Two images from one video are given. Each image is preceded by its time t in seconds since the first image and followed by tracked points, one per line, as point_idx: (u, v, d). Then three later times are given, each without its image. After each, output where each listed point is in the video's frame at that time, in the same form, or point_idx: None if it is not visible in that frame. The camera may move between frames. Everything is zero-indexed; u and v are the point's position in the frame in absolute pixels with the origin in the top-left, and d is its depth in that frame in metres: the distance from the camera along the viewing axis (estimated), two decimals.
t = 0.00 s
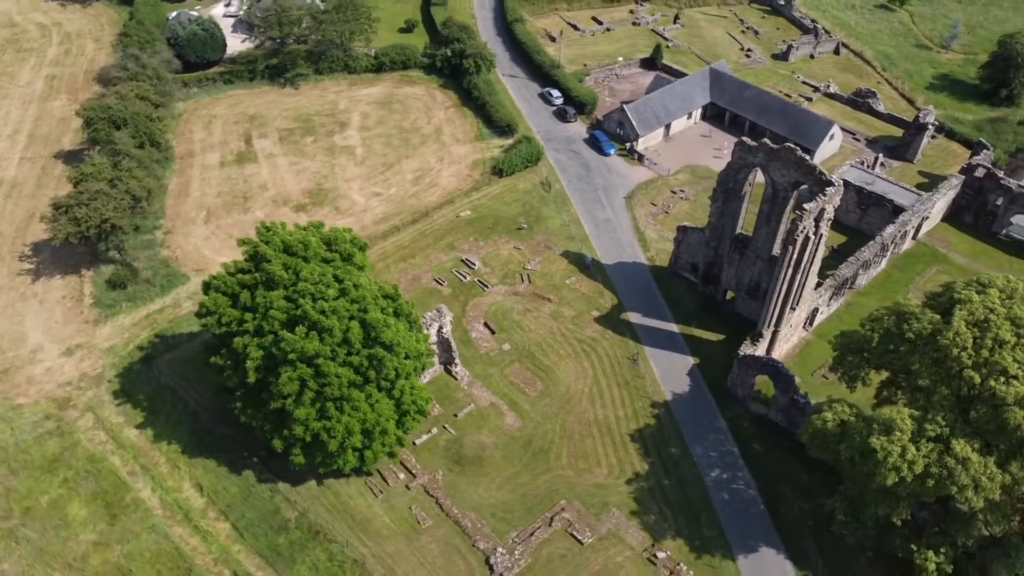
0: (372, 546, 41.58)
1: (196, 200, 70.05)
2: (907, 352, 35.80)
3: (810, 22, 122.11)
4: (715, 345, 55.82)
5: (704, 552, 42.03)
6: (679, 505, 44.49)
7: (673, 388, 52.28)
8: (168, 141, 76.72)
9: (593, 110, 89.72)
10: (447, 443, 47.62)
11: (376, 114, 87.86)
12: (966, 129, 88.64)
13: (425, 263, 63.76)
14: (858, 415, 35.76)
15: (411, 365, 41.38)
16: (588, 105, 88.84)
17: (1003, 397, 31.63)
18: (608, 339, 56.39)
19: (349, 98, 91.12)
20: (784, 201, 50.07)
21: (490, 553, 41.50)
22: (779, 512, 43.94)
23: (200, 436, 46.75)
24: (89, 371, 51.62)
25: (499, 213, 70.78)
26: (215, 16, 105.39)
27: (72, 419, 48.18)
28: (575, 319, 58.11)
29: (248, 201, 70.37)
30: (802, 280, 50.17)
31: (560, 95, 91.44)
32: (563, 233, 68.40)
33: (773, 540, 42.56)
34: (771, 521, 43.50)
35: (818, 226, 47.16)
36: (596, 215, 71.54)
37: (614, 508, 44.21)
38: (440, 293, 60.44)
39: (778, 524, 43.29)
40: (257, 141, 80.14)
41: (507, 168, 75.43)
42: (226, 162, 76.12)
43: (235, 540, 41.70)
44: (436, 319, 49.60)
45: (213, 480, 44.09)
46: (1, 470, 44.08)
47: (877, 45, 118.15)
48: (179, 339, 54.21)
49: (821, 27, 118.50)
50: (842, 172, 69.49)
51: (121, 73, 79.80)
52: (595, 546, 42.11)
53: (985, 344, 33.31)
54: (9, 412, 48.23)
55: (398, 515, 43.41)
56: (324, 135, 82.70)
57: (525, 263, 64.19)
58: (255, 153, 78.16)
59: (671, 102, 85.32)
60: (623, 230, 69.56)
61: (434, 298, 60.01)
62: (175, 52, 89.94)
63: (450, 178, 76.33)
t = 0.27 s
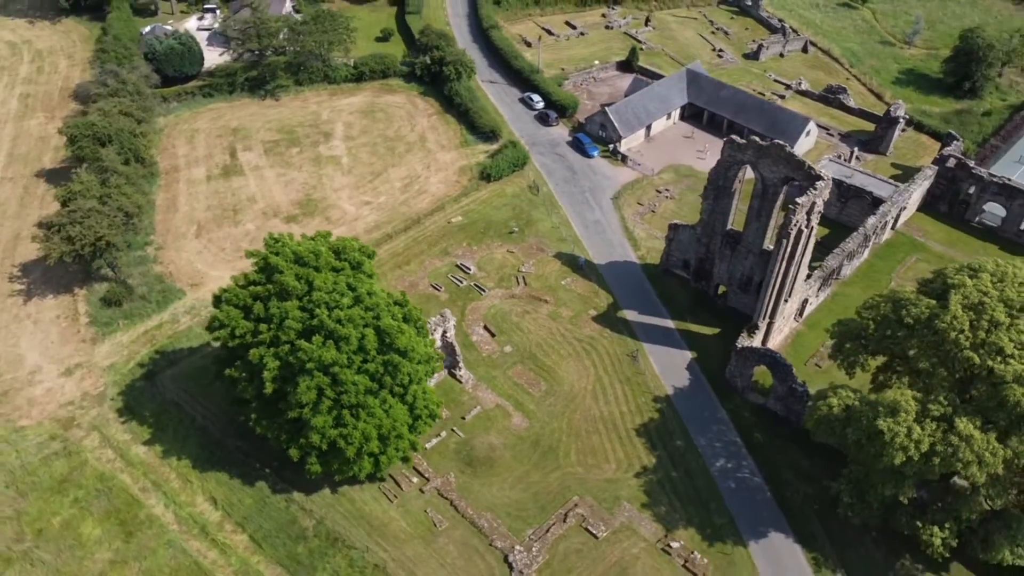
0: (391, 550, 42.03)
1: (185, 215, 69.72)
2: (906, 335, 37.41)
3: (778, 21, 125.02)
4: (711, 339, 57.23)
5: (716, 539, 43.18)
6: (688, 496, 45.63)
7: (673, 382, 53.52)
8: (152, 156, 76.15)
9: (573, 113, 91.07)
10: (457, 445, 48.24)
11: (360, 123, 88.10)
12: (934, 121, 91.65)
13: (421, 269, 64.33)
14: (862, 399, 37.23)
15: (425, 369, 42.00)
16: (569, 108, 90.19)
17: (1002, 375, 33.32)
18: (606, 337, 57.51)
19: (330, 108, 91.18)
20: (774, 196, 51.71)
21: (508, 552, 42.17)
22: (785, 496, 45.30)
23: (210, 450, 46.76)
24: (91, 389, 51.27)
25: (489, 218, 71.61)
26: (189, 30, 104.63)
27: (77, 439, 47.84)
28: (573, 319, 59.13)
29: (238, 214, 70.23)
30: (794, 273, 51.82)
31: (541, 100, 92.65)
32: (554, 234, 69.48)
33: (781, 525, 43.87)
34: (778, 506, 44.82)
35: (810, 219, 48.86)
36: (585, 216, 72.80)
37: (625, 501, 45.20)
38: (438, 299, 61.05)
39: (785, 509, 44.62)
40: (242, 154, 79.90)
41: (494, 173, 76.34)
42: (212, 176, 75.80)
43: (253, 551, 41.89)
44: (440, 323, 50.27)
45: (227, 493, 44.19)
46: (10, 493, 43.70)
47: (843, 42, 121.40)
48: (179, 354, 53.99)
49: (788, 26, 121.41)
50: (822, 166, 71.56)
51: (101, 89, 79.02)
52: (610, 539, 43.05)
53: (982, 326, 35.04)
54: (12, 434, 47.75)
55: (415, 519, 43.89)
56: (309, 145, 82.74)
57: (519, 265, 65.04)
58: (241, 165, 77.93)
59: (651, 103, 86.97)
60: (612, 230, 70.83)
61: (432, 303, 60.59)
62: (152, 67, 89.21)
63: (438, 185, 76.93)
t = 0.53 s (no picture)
0: (410, 555, 42.49)
1: (175, 231, 69.35)
2: (904, 323, 39.13)
3: (747, 23, 127.78)
4: (706, 335, 58.62)
5: (726, 528, 44.36)
6: (696, 488, 46.77)
7: (673, 378, 54.74)
8: (137, 173, 75.55)
9: (555, 118, 92.32)
10: (467, 448, 48.86)
11: (344, 134, 88.27)
12: (904, 117, 94.59)
13: (417, 277, 64.84)
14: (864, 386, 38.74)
15: (437, 374, 42.66)
16: (551, 113, 91.43)
17: (999, 357, 35.07)
18: (604, 336, 58.59)
19: (314, 119, 91.19)
20: (765, 193, 53.31)
21: (526, 550, 42.90)
22: (789, 484, 46.67)
23: (220, 464, 46.78)
24: (94, 409, 50.93)
25: (481, 223, 72.38)
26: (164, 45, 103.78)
27: (84, 459, 47.50)
28: (571, 320, 60.11)
29: (229, 228, 70.06)
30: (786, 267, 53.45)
31: (522, 105, 93.75)
32: (546, 238, 70.46)
33: (787, 512, 45.21)
34: (783, 495, 46.16)
35: (801, 214, 50.52)
36: (574, 219, 73.92)
37: (635, 496, 46.20)
38: (436, 305, 61.64)
39: (790, 497, 45.98)
40: (228, 168, 79.63)
41: (483, 179, 77.18)
42: (199, 191, 75.46)
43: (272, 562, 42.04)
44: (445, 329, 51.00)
45: (242, 506, 44.28)
46: (20, 516, 43.30)
47: (811, 42, 124.49)
48: (182, 370, 53.86)
49: (758, 28, 124.17)
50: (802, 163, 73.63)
51: (82, 107, 78.17)
52: (623, 533, 43.99)
53: (976, 311, 36.89)
54: (17, 457, 47.30)
55: (430, 523, 44.39)
56: (295, 157, 82.72)
57: (514, 269, 65.90)
58: (228, 179, 77.68)
59: (632, 106, 88.56)
60: (602, 232, 71.99)
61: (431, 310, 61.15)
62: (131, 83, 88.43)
63: (427, 192, 77.50)
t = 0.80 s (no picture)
0: (429, 559, 43.02)
1: (166, 246, 69.01)
2: (901, 312, 40.95)
3: (718, 25, 130.36)
4: (702, 331, 60.01)
5: (735, 518, 45.59)
6: (703, 480, 47.96)
7: (673, 374, 55.93)
8: (124, 190, 75.00)
9: (538, 123, 93.49)
10: (476, 451, 49.51)
11: (329, 144, 88.40)
12: (875, 113, 97.43)
13: (413, 284, 65.34)
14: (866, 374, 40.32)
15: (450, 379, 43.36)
16: (534, 118, 92.58)
17: (995, 340, 37.07)
18: (603, 336, 59.64)
19: (297, 130, 91.17)
20: (755, 191, 54.91)
21: (543, 549, 43.67)
22: (792, 473, 48.08)
23: (232, 477, 46.83)
24: (99, 428, 50.66)
25: (473, 229, 73.09)
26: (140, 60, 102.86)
27: (92, 478, 47.24)
28: (569, 321, 61.08)
29: (221, 241, 69.91)
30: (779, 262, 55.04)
31: (505, 111, 94.77)
32: (538, 241, 71.42)
33: (792, 499, 46.59)
34: (787, 483, 47.55)
35: (792, 210, 52.18)
36: (564, 222, 75.02)
37: (644, 491, 47.23)
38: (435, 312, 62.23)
39: (793, 485, 47.38)
40: (215, 182, 79.36)
41: (472, 185, 77.94)
42: (188, 205, 75.13)
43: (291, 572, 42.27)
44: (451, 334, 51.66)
45: (258, 518, 44.43)
46: (32, 539, 42.99)
47: (781, 42, 127.41)
48: (185, 386, 53.74)
49: (729, 30, 126.76)
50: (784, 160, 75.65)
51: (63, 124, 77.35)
52: (636, 527, 44.99)
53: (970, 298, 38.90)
54: (24, 479, 46.95)
55: (446, 526, 44.95)
56: (282, 169, 82.69)
57: (509, 274, 66.73)
58: (216, 193, 77.44)
59: (614, 110, 90.06)
60: (592, 233, 73.16)
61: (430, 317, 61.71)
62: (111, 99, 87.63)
63: (417, 200, 78.02)
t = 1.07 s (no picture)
0: (447, 562, 43.53)
1: (158, 262, 68.58)
2: (897, 301, 42.71)
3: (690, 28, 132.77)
4: (697, 328, 61.36)
5: (742, 508, 46.82)
6: (709, 473, 49.13)
7: (673, 371, 57.14)
8: (111, 207, 74.35)
9: (521, 129, 94.47)
10: (485, 454, 50.13)
11: (314, 155, 88.43)
12: (847, 111, 100.17)
13: (410, 292, 65.77)
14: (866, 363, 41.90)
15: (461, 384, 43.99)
16: (517, 124, 93.56)
17: (990, 325, 39.00)
18: (601, 336, 60.68)
19: (281, 142, 91.02)
20: (745, 189, 56.44)
21: (559, 546, 44.44)
22: (794, 462, 49.48)
23: (244, 490, 46.87)
24: (104, 446, 50.35)
25: (465, 236, 73.78)
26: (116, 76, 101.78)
27: (101, 497, 46.94)
28: (567, 323, 62.02)
29: (213, 256, 69.67)
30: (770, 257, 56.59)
31: (488, 118, 95.62)
32: (530, 246, 72.32)
33: (796, 488, 47.98)
34: (790, 472, 48.92)
35: (782, 206, 53.76)
36: (554, 225, 76.05)
37: (653, 486, 48.26)
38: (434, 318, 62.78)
39: (796, 474, 48.77)
40: (202, 196, 78.99)
41: (460, 192, 78.62)
42: (176, 221, 74.69)
43: None
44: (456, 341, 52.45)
45: (274, 529, 44.56)
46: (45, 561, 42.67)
47: (752, 44, 130.17)
48: (188, 401, 53.57)
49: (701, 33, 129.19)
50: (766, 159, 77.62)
51: (45, 143, 76.41)
52: (647, 522, 45.97)
53: (963, 286, 40.83)
54: (32, 502, 46.57)
55: (461, 529, 45.48)
56: (269, 181, 82.55)
57: (504, 278, 67.52)
58: (204, 207, 77.10)
59: (596, 114, 91.40)
60: (583, 236, 74.28)
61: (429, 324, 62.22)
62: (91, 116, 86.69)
63: (406, 209, 78.46)
